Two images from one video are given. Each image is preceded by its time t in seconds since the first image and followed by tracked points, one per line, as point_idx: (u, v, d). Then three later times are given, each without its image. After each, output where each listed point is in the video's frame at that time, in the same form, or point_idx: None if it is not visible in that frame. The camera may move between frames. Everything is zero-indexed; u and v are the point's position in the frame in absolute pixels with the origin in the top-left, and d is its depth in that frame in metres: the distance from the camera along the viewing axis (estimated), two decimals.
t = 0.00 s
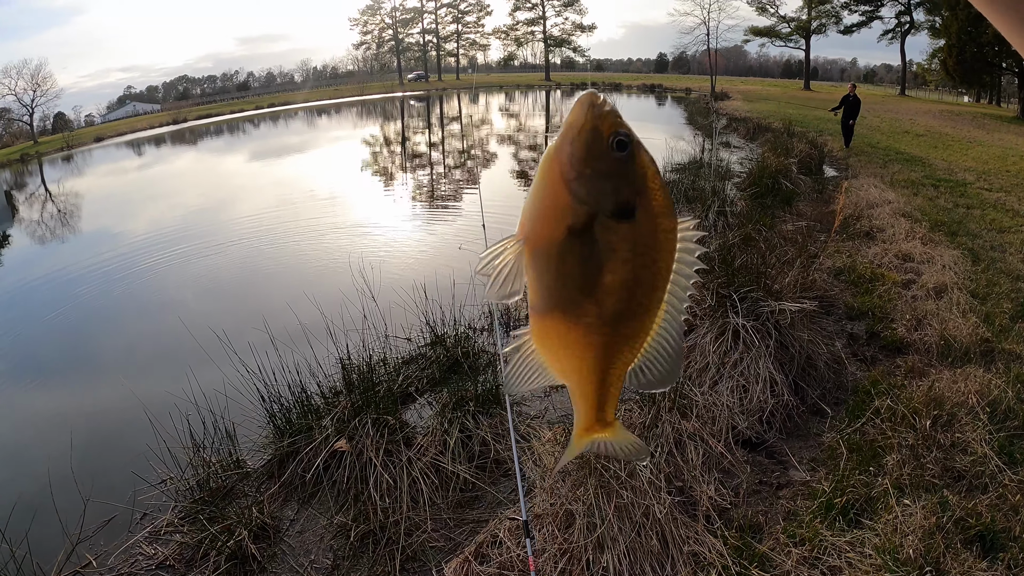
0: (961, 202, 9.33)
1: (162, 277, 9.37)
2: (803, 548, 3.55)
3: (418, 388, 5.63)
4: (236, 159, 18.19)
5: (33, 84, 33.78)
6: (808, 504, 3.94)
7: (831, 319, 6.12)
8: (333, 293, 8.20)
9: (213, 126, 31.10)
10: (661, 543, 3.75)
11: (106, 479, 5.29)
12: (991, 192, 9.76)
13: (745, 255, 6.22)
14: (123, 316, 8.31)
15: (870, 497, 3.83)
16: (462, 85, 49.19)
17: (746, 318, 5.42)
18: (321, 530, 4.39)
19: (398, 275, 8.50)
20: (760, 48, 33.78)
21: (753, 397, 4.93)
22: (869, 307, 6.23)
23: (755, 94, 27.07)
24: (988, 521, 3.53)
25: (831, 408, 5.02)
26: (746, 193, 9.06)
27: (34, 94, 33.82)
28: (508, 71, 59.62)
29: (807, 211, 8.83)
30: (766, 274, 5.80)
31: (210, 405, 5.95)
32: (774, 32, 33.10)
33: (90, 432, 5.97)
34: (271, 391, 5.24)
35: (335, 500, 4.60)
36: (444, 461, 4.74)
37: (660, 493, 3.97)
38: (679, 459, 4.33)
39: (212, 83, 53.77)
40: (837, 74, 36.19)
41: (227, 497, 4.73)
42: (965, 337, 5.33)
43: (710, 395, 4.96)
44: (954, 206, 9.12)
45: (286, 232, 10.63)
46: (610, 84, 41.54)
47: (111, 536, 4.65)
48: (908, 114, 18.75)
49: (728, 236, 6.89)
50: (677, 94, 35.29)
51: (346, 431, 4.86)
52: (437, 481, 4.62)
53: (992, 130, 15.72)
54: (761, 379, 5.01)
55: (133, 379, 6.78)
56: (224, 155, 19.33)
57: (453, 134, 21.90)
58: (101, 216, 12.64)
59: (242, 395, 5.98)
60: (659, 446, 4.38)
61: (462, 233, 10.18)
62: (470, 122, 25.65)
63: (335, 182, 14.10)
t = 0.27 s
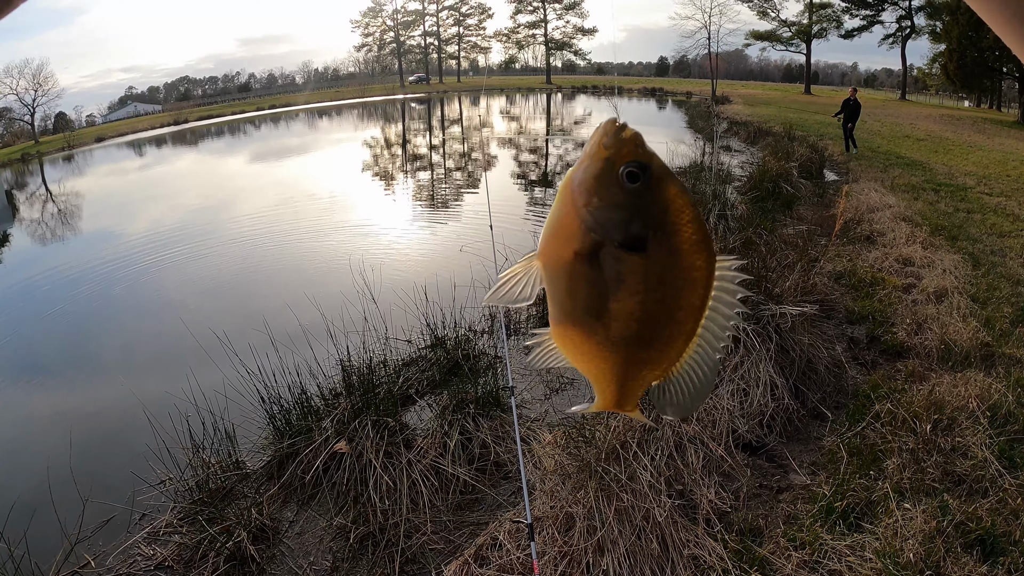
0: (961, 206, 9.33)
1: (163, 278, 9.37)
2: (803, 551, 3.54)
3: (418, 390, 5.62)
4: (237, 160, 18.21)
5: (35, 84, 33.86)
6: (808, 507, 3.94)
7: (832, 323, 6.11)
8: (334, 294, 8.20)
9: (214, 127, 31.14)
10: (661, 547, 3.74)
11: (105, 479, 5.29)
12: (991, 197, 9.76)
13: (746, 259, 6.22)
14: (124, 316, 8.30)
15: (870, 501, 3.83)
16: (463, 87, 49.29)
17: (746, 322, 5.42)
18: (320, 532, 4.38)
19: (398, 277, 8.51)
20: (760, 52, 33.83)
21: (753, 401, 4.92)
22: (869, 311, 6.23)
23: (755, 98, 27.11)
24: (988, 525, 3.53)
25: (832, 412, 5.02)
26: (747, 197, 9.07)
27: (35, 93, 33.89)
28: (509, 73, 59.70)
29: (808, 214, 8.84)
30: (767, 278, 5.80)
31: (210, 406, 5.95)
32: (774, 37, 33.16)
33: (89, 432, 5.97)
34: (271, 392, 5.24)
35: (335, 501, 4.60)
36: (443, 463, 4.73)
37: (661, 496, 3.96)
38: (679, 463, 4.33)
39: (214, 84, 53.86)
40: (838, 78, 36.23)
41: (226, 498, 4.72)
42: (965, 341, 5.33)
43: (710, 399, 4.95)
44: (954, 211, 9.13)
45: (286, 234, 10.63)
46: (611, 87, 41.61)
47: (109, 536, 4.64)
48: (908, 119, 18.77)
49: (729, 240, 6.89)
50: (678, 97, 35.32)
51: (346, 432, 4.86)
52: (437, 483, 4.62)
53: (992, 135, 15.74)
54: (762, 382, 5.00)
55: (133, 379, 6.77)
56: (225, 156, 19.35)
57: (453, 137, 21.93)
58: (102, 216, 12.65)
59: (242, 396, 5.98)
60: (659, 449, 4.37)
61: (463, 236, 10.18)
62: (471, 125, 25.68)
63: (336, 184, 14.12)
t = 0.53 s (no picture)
0: (962, 211, 9.33)
1: (162, 279, 9.37)
2: (802, 555, 3.54)
3: (418, 393, 5.62)
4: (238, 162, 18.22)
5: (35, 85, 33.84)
6: (807, 511, 3.93)
7: (831, 327, 6.12)
8: (334, 297, 8.20)
9: (214, 128, 31.14)
10: (660, 550, 3.74)
11: (103, 480, 5.28)
12: (991, 201, 9.76)
13: (746, 263, 6.22)
14: (123, 317, 8.30)
15: (869, 505, 3.83)
16: (464, 90, 49.33)
17: (746, 326, 5.43)
18: (319, 534, 4.38)
19: (398, 280, 8.51)
20: (761, 56, 33.87)
21: (753, 405, 4.92)
22: (869, 315, 6.23)
23: (756, 102, 27.15)
24: (987, 529, 3.53)
25: (831, 416, 5.01)
26: (747, 201, 9.07)
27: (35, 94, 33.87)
28: (510, 76, 59.76)
29: (808, 218, 8.84)
30: (767, 282, 5.80)
31: (209, 407, 5.95)
32: (775, 41, 33.19)
33: (88, 433, 5.96)
34: (270, 394, 5.23)
35: (333, 504, 4.59)
36: (442, 466, 4.73)
37: (660, 500, 3.96)
38: (678, 467, 4.33)
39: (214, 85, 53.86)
40: (838, 82, 36.26)
41: (225, 500, 4.71)
42: (964, 346, 5.34)
43: (709, 403, 4.95)
44: (954, 215, 9.13)
45: (286, 235, 10.63)
46: (611, 91, 41.65)
47: (108, 537, 4.63)
48: (908, 123, 18.79)
49: (729, 244, 6.89)
50: (678, 101, 35.33)
51: (345, 435, 4.86)
52: (436, 486, 4.62)
53: (992, 139, 15.75)
54: (762, 386, 5.00)
55: (133, 380, 6.77)
56: (225, 158, 19.36)
57: (454, 139, 21.94)
58: (102, 217, 12.65)
59: (241, 397, 5.98)
60: (658, 453, 4.37)
61: (463, 238, 10.19)
62: (471, 127, 25.69)
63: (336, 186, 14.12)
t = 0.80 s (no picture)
0: (961, 214, 9.35)
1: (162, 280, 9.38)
2: (800, 559, 3.53)
3: (416, 395, 5.61)
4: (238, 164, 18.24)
5: (36, 86, 33.90)
6: (805, 516, 3.93)
7: (830, 330, 6.12)
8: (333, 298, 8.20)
9: (215, 129, 31.19)
10: (657, 554, 3.74)
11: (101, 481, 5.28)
12: (990, 205, 9.78)
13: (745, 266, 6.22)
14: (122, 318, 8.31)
15: (867, 509, 3.82)
16: (464, 93, 49.42)
17: (744, 329, 5.43)
18: (316, 537, 4.38)
19: (397, 282, 8.52)
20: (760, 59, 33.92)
21: (751, 408, 4.93)
22: (867, 318, 6.24)
23: (756, 105, 27.19)
24: (985, 533, 3.52)
25: (830, 420, 5.01)
26: (746, 204, 9.08)
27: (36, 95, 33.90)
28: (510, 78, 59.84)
29: (807, 222, 8.85)
30: (766, 285, 5.81)
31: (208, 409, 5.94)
32: (775, 44, 33.25)
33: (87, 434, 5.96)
34: (268, 396, 5.23)
35: (331, 507, 4.58)
36: (440, 469, 4.72)
37: (657, 503, 3.96)
38: (675, 470, 4.33)
39: (215, 86, 53.93)
40: (838, 85, 36.31)
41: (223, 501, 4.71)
42: (963, 349, 5.34)
43: (707, 406, 4.95)
44: (953, 218, 9.14)
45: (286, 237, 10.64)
46: (611, 93, 41.71)
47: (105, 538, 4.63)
48: (908, 126, 18.83)
49: (728, 247, 6.89)
50: (678, 104, 35.41)
51: (343, 437, 4.86)
52: (433, 489, 4.61)
53: (991, 142, 15.78)
54: (760, 389, 5.01)
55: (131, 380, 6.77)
56: (225, 159, 19.38)
57: (454, 142, 21.98)
58: (102, 218, 12.67)
59: (239, 399, 5.98)
60: (656, 456, 4.38)
61: (462, 241, 10.20)
62: (471, 130, 25.73)
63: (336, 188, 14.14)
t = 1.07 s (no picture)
0: (960, 218, 9.35)
1: (160, 281, 9.38)
2: (797, 562, 3.54)
3: (414, 396, 5.60)
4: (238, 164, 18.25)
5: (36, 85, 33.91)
6: (802, 518, 3.93)
7: (828, 333, 6.13)
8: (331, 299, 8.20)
9: (214, 130, 31.19)
10: (654, 555, 3.74)
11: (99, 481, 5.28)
12: (990, 208, 9.79)
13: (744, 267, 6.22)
14: (121, 318, 8.31)
15: (865, 512, 3.82)
16: (464, 95, 49.48)
17: (743, 332, 5.44)
18: (313, 538, 4.39)
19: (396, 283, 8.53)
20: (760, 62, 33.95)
21: (748, 410, 4.94)
22: (866, 321, 6.25)
23: (755, 108, 27.22)
24: (982, 536, 3.52)
25: (827, 422, 5.01)
26: (745, 207, 9.09)
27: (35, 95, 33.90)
28: (510, 80, 59.88)
29: (805, 225, 8.86)
30: (765, 287, 5.81)
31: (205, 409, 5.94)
32: (774, 47, 33.29)
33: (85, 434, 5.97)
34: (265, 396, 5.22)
35: (328, 507, 4.57)
36: (438, 470, 4.71)
37: (654, 505, 3.98)
38: (673, 472, 4.34)
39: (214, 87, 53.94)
40: (838, 88, 36.33)
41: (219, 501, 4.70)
42: (961, 352, 5.35)
43: (705, 408, 4.95)
44: (952, 222, 9.15)
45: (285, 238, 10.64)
46: (611, 96, 41.75)
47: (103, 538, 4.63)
48: (907, 129, 18.85)
49: (727, 249, 6.89)
50: (678, 107, 35.43)
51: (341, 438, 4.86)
52: (430, 490, 4.61)
53: (990, 146, 15.79)
54: (757, 392, 5.02)
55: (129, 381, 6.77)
56: (226, 160, 19.39)
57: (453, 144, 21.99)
58: (101, 218, 12.67)
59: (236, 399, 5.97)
60: (653, 458, 4.38)
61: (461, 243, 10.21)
62: (471, 132, 25.76)
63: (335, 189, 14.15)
